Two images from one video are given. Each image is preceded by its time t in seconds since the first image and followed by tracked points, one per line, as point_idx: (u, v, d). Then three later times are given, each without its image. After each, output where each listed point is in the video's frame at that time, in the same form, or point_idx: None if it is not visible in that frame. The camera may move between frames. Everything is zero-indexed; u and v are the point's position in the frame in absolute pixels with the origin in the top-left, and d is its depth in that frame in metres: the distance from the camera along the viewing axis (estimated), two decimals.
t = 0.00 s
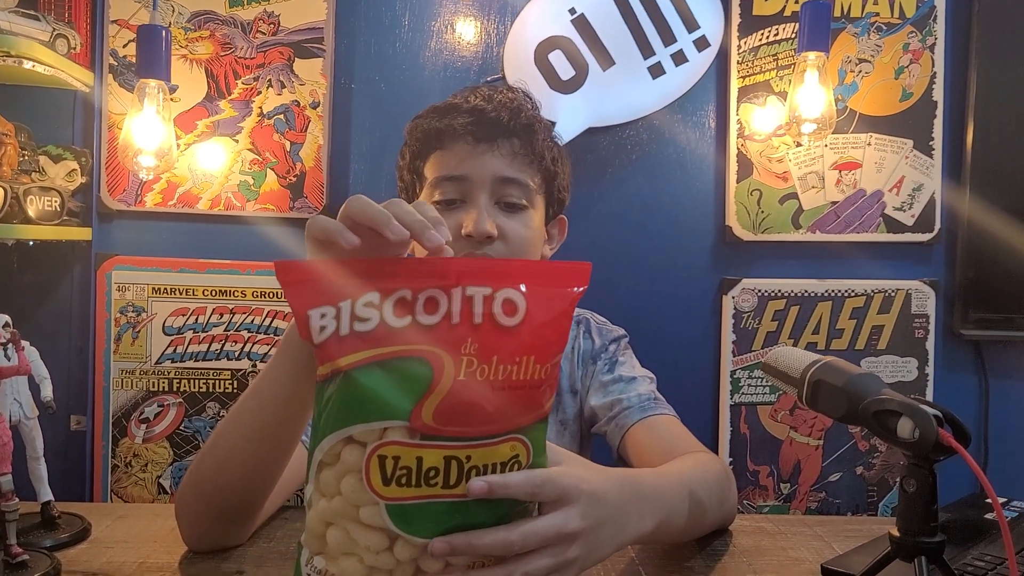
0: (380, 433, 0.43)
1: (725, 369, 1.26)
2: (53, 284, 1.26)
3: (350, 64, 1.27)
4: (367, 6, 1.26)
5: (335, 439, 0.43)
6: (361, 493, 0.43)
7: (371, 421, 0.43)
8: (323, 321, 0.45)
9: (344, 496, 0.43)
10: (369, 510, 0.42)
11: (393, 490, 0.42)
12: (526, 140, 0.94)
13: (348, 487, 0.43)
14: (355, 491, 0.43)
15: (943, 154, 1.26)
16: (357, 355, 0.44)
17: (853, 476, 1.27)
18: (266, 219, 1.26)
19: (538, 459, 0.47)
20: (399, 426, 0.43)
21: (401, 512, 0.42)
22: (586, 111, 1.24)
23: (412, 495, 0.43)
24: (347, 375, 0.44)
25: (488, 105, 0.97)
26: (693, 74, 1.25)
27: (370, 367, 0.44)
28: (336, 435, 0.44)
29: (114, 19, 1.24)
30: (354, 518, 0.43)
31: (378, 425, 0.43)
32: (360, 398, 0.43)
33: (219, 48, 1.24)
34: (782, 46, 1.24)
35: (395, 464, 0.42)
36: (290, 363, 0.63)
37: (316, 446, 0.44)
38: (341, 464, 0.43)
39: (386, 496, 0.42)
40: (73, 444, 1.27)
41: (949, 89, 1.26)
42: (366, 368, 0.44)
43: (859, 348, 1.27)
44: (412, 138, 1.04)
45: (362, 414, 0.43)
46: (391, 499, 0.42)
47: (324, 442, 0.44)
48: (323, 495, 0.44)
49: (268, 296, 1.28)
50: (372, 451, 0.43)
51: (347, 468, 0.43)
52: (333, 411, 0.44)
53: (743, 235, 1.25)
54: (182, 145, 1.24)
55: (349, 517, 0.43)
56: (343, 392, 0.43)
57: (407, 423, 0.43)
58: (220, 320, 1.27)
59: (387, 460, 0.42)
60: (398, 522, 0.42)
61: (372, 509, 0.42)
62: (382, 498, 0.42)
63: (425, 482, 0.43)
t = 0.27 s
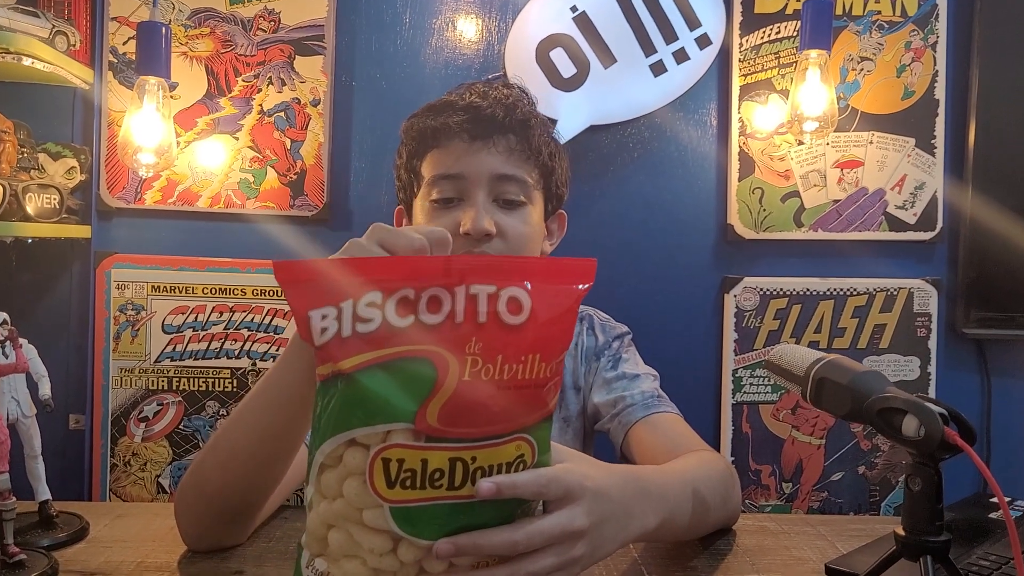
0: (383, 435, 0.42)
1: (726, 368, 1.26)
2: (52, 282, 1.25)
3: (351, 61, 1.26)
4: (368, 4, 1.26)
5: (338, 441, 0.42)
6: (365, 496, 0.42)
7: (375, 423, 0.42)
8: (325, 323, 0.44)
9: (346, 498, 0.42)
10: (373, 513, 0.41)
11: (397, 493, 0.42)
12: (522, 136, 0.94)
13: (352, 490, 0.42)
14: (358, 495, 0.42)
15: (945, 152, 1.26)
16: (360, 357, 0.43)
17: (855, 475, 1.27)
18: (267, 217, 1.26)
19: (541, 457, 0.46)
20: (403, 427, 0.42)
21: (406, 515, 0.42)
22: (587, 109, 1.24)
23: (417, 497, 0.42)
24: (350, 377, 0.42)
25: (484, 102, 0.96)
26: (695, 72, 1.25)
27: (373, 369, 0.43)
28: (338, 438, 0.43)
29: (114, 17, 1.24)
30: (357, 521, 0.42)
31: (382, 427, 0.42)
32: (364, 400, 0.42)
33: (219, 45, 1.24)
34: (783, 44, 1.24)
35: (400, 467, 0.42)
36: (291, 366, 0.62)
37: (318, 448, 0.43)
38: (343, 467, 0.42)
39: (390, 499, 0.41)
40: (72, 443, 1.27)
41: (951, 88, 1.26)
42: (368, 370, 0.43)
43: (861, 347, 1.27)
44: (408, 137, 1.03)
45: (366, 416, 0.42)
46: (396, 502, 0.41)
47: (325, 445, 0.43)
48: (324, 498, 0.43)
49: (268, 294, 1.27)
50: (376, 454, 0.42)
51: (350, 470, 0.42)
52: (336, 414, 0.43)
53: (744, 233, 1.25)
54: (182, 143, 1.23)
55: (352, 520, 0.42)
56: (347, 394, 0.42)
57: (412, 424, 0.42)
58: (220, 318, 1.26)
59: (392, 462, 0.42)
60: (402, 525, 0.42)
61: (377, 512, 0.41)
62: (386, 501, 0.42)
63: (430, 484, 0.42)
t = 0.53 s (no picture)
0: (393, 436, 0.39)
1: (726, 364, 1.26)
2: (49, 275, 1.25)
3: (350, 54, 1.25)
4: None
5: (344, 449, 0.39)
6: (380, 494, 0.39)
7: (384, 424, 0.39)
8: (318, 330, 0.39)
9: (357, 499, 0.40)
10: (389, 510, 0.40)
11: (414, 486, 0.40)
12: (523, 129, 0.93)
13: (364, 489, 0.39)
14: (372, 494, 0.39)
15: (946, 147, 1.25)
16: (360, 361, 0.38)
17: (856, 471, 1.26)
18: (266, 211, 1.25)
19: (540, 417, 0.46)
20: (414, 423, 0.39)
21: (423, 505, 0.40)
22: (588, 103, 1.23)
23: (433, 486, 0.40)
24: (352, 386, 0.38)
25: (485, 95, 0.95)
26: (696, 66, 1.24)
27: (376, 371, 0.39)
28: (343, 443, 0.39)
29: (112, 9, 1.23)
30: (370, 519, 0.40)
31: (391, 427, 0.39)
32: (369, 404, 0.38)
33: (217, 38, 1.23)
34: (784, 38, 1.23)
35: (416, 461, 0.40)
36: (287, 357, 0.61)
37: (318, 455, 0.40)
38: (351, 468, 0.40)
39: (407, 492, 0.40)
40: (69, 438, 1.26)
41: (953, 82, 1.25)
42: (371, 372, 0.39)
43: (862, 342, 1.26)
44: (410, 131, 1.01)
45: (374, 419, 0.39)
46: (414, 495, 0.40)
47: (329, 452, 0.39)
48: (329, 500, 0.40)
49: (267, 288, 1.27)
50: (389, 453, 0.39)
51: (360, 470, 0.39)
52: (337, 422, 0.39)
53: (745, 228, 1.24)
54: (180, 136, 1.23)
55: (365, 519, 0.40)
56: (350, 402, 0.39)
57: (422, 418, 0.39)
58: (218, 313, 1.26)
59: (408, 458, 0.39)
60: (420, 515, 0.40)
61: (394, 508, 0.40)
62: (403, 495, 0.40)
63: (446, 471, 0.40)
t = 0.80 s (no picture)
0: (396, 388, 0.39)
1: (726, 363, 1.25)
2: (44, 273, 1.24)
3: (347, 51, 1.24)
4: None
5: (347, 412, 0.39)
6: (388, 462, 0.39)
7: (381, 378, 0.39)
8: (309, 286, 0.40)
9: (365, 474, 0.40)
10: (400, 478, 0.39)
11: (421, 446, 0.40)
12: (518, 124, 0.92)
13: (371, 460, 0.39)
14: (379, 463, 0.39)
15: (949, 144, 1.24)
16: (350, 313, 0.39)
17: (857, 471, 1.25)
18: (262, 209, 1.24)
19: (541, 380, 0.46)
20: (413, 374, 0.39)
21: (433, 469, 0.40)
22: (587, 100, 1.22)
23: (440, 446, 0.40)
24: (342, 339, 0.39)
25: (479, 89, 0.94)
26: (695, 63, 1.23)
27: (367, 323, 0.39)
28: (345, 409, 0.40)
29: (108, 5, 1.22)
30: (380, 495, 0.39)
31: (390, 380, 0.39)
32: (361, 358, 0.39)
33: (214, 34, 1.22)
34: (785, 35, 1.22)
35: (421, 417, 0.40)
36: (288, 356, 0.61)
37: (321, 428, 0.40)
38: (356, 439, 0.40)
39: (414, 454, 0.39)
40: (64, 437, 1.25)
41: (956, 79, 1.24)
42: (361, 323, 0.39)
43: (863, 342, 1.25)
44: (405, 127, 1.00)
45: (370, 373, 0.39)
46: (421, 456, 0.39)
47: (332, 421, 0.40)
48: (338, 483, 0.40)
49: (263, 287, 1.26)
50: (392, 410, 0.39)
51: (365, 439, 0.39)
52: (333, 382, 0.39)
53: (746, 226, 1.23)
54: (177, 133, 1.22)
55: (375, 496, 0.39)
56: (346, 357, 0.39)
57: (420, 368, 0.40)
58: (214, 311, 1.25)
59: (412, 414, 0.39)
60: (432, 482, 0.40)
61: (402, 476, 0.39)
62: (409, 457, 0.39)
63: (451, 428, 0.40)
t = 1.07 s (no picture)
0: (354, 384, 0.41)
1: (725, 363, 1.24)
2: (39, 273, 1.23)
3: (344, 49, 1.24)
4: None
5: (307, 411, 0.40)
6: (352, 459, 0.40)
7: (340, 376, 0.40)
8: (263, 289, 0.41)
9: (331, 472, 0.41)
10: (365, 474, 0.40)
11: (383, 442, 0.41)
12: (510, 121, 0.91)
13: (335, 457, 0.40)
14: (344, 460, 0.40)
15: (948, 143, 1.24)
16: (307, 314, 0.41)
17: (856, 472, 1.25)
18: (257, 208, 1.23)
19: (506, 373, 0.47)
20: (371, 371, 0.41)
21: (398, 463, 0.41)
22: (585, 99, 1.22)
23: (402, 440, 0.41)
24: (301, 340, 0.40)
25: (471, 87, 0.93)
26: (694, 61, 1.22)
27: (322, 322, 0.41)
28: (305, 408, 0.41)
29: (103, 3, 1.21)
30: (347, 492, 0.41)
31: (348, 377, 0.40)
32: (319, 358, 0.40)
33: (209, 32, 1.21)
34: (784, 33, 1.21)
35: (380, 412, 0.41)
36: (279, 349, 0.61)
37: (286, 429, 0.41)
38: (320, 437, 0.41)
39: (377, 449, 0.40)
40: (59, 437, 1.24)
41: (955, 77, 1.24)
42: (319, 323, 0.41)
43: (863, 341, 1.25)
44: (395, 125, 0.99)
45: (329, 371, 0.40)
46: (384, 452, 0.41)
47: (295, 420, 0.41)
48: (306, 481, 0.41)
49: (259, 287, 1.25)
50: (352, 407, 0.40)
51: (329, 437, 0.41)
52: (295, 382, 0.41)
53: (744, 226, 1.23)
54: (172, 132, 1.21)
55: (343, 493, 0.41)
56: (303, 355, 0.40)
57: (378, 364, 0.41)
58: (210, 311, 1.24)
59: (372, 409, 0.41)
60: (398, 478, 0.41)
61: (368, 472, 0.40)
62: (372, 453, 0.40)
63: (413, 423, 0.41)
